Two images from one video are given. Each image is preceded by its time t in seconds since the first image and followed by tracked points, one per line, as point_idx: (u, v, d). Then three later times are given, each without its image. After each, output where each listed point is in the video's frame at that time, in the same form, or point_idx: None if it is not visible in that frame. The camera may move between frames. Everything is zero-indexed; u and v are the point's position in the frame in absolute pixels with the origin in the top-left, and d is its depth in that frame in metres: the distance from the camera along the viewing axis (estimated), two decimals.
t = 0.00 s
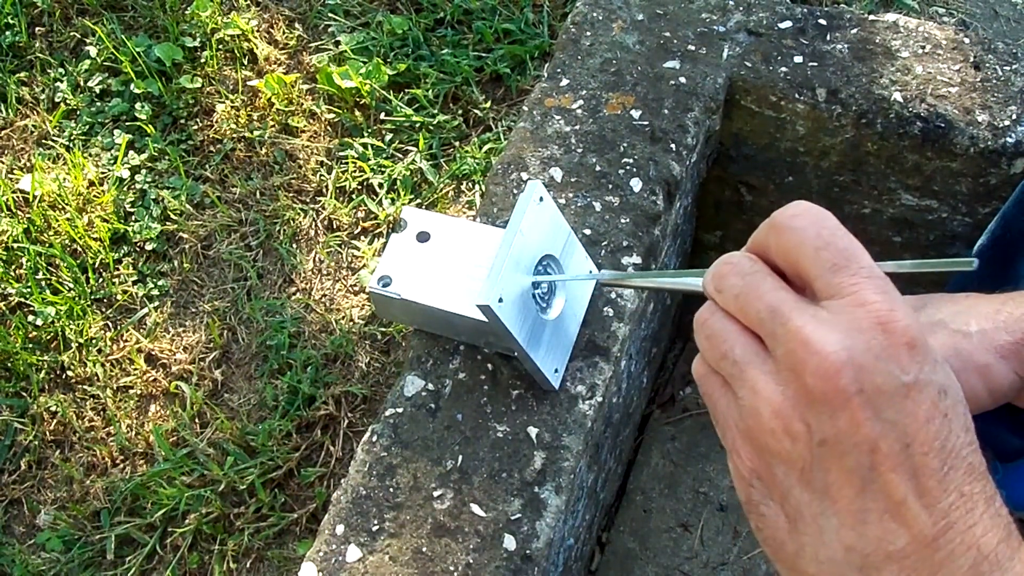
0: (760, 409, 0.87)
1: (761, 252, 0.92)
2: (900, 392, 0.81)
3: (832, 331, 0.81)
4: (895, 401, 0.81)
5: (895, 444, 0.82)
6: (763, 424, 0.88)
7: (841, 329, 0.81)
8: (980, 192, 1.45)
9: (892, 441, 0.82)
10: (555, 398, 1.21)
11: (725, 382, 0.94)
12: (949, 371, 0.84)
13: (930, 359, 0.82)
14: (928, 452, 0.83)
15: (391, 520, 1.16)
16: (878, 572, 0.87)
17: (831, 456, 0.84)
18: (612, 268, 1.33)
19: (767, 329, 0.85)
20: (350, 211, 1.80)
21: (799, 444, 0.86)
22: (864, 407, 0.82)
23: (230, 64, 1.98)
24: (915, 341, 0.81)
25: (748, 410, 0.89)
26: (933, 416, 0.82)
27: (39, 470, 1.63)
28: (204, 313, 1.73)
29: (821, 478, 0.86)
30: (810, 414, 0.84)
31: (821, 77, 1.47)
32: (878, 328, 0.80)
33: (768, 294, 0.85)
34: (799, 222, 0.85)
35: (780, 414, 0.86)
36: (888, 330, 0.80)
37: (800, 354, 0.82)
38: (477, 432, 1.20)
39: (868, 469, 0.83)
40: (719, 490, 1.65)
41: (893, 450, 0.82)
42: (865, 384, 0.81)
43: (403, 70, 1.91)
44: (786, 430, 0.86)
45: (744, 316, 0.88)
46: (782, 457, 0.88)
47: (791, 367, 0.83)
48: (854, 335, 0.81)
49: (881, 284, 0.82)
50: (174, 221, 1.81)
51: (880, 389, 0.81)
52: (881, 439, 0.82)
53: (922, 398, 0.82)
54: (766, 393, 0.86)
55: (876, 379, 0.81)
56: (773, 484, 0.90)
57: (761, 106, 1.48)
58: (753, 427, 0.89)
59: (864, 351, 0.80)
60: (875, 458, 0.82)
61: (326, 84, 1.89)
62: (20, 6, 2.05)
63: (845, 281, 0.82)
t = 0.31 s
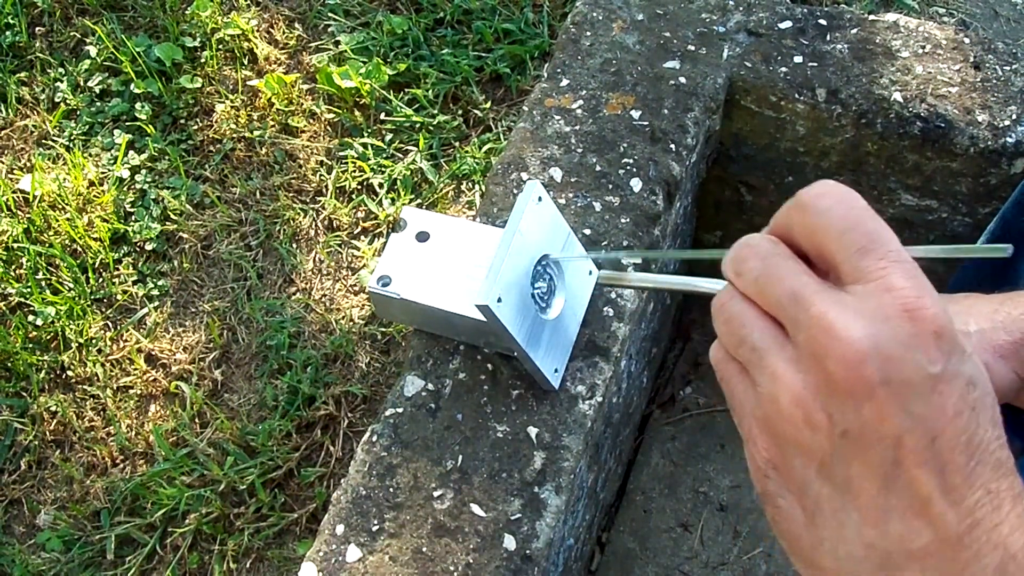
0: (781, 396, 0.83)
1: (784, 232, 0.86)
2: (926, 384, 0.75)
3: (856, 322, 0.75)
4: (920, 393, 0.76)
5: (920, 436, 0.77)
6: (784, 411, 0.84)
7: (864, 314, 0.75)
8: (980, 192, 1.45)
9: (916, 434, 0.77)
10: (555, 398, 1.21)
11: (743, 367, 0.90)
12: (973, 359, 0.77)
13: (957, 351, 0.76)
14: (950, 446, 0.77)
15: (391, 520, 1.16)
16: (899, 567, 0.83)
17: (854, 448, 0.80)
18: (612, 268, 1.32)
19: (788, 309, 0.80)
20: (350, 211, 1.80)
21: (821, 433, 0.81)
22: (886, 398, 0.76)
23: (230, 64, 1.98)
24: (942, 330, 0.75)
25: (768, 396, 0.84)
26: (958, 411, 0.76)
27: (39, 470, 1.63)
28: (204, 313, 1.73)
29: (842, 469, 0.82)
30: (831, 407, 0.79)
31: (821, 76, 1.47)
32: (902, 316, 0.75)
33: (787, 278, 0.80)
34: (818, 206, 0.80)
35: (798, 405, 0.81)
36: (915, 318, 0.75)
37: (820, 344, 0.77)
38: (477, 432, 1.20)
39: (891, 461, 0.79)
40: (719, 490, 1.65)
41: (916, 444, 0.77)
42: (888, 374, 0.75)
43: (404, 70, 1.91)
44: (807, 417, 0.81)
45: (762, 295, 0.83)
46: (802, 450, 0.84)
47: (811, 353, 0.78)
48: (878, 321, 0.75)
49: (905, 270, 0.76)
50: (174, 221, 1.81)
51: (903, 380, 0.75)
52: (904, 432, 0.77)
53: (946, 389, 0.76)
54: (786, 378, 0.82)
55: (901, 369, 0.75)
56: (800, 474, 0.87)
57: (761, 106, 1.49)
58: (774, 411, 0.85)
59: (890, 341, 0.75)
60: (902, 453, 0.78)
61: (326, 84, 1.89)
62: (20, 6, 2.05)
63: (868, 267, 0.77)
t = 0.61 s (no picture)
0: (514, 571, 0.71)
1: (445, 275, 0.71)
2: (612, 501, 0.65)
3: (465, 481, 0.67)
4: (622, 514, 0.65)
5: (652, 557, 0.67)
6: None
7: (458, 465, 0.67)
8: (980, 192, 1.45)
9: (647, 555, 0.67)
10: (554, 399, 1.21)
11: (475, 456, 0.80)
12: (648, 408, 0.65)
13: (600, 442, 0.63)
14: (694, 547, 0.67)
15: (391, 520, 1.16)
16: None
17: None
18: (612, 268, 1.32)
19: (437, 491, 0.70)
20: (350, 211, 1.79)
21: None
22: (594, 539, 0.66)
23: (230, 64, 1.98)
24: (558, 448, 0.62)
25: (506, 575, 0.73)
26: (668, 504, 0.65)
27: (39, 470, 1.63)
28: (204, 313, 1.73)
29: None
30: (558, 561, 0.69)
31: (821, 76, 1.48)
32: (514, 461, 0.63)
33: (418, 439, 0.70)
34: (386, 336, 0.65)
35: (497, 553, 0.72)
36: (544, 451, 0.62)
37: (501, 515, 0.67)
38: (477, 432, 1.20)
39: None
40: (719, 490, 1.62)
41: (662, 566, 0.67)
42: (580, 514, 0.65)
43: (403, 70, 1.91)
44: None
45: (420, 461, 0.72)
46: None
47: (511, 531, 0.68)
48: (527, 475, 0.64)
49: (484, 402, 0.63)
50: (174, 221, 1.81)
51: (597, 512, 0.65)
52: (628, 556, 0.67)
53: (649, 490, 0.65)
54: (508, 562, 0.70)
55: (584, 508, 0.65)
56: None
57: (761, 106, 1.49)
58: None
59: (505, 496, 0.66)
60: None
61: (326, 84, 1.89)
62: (20, 6, 2.05)
63: (449, 413, 0.65)
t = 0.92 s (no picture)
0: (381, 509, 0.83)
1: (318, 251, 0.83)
2: (468, 433, 0.76)
3: (338, 429, 0.79)
4: (477, 454, 0.76)
5: (502, 489, 0.77)
6: (417, 528, 0.84)
7: (332, 415, 0.79)
8: (980, 192, 1.45)
9: (503, 490, 0.77)
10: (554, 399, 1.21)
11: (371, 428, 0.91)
12: (496, 352, 0.77)
13: (443, 379, 0.75)
14: (543, 474, 0.78)
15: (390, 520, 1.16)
16: None
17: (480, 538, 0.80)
18: (612, 268, 1.32)
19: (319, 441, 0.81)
20: (350, 211, 1.79)
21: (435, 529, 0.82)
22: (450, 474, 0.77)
23: (230, 64, 1.98)
24: (409, 387, 0.75)
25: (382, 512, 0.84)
26: (514, 438, 0.77)
27: (39, 470, 1.63)
28: (204, 313, 1.73)
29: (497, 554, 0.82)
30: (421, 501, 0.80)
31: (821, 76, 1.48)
32: (375, 401, 0.75)
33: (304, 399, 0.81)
34: (273, 305, 0.78)
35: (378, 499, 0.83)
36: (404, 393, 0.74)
37: (372, 456, 0.79)
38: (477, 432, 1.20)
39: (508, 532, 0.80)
40: (719, 489, 1.60)
41: (519, 504, 0.78)
42: (437, 452, 0.76)
43: (403, 70, 1.91)
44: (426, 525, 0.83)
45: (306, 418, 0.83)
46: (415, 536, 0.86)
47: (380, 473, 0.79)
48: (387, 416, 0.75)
49: (344, 351, 0.75)
50: (174, 221, 1.81)
51: (455, 448, 0.76)
52: (489, 489, 0.77)
53: (497, 425, 0.77)
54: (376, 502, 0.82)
55: (440, 444, 0.76)
56: None
57: (761, 106, 1.49)
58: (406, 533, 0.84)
59: (367, 439, 0.78)
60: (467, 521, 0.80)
61: (326, 84, 1.89)
62: (20, 6, 2.05)
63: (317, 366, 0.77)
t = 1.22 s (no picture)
0: (328, 435, 0.85)
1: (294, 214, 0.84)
2: (427, 370, 0.79)
3: (291, 356, 0.83)
4: (436, 391, 0.79)
5: (460, 430, 0.79)
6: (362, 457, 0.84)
7: (290, 340, 0.83)
8: (980, 192, 1.45)
9: (460, 428, 0.79)
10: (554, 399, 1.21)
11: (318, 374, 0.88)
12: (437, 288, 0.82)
13: (390, 308, 0.79)
14: (499, 428, 0.78)
15: (390, 520, 1.15)
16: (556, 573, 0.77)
17: (426, 472, 0.81)
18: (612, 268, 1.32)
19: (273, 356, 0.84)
20: (350, 211, 1.79)
21: (375, 465, 0.85)
22: (404, 407, 0.79)
23: (230, 64, 1.98)
24: (353, 313, 0.79)
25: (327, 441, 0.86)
26: (450, 364, 0.79)
27: (39, 470, 1.63)
28: (204, 313, 1.73)
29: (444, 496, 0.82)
30: (373, 427, 0.82)
31: (821, 76, 1.48)
32: (322, 323, 0.80)
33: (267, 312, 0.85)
34: (267, 244, 0.82)
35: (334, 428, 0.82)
36: (372, 323, 0.79)
37: (321, 378, 0.81)
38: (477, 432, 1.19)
39: (460, 468, 0.80)
40: (719, 490, 1.60)
41: (471, 442, 0.79)
42: (393, 387, 0.79)
43: (403, 70, 1.91)
44: (372, 448, 0.83)
45: (262, 331, 0.86)
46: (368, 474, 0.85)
47: (331, 395, 0.82)
48: (348, 342, 0.79)
49: (308, 282, 0.81)
50: (174, 221, 1.81)
51: (411, 382, 0.79)
52: (426, 416, 0.79)
53: (457, 372, 0.79)
54: (321, 428, 0.85)
55: (392, 371, 0.79)
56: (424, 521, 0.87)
57: (761, 106, 1.49)
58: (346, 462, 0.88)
59: (321, 362, 0.81)
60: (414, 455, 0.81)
61: (326, 84, 1.89)
62: (20, 6, 2.05)
63: (285, 296, 0.82)
